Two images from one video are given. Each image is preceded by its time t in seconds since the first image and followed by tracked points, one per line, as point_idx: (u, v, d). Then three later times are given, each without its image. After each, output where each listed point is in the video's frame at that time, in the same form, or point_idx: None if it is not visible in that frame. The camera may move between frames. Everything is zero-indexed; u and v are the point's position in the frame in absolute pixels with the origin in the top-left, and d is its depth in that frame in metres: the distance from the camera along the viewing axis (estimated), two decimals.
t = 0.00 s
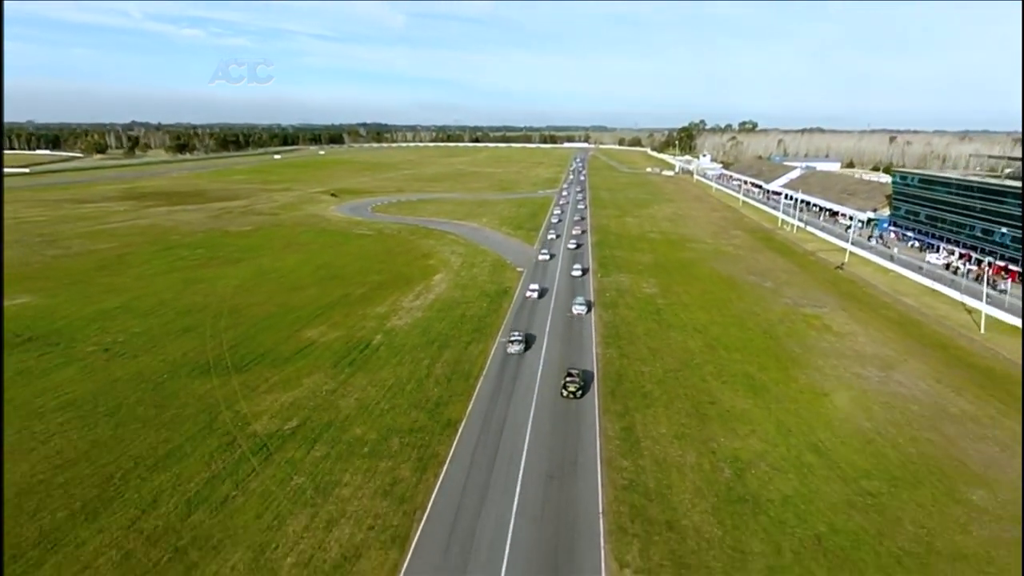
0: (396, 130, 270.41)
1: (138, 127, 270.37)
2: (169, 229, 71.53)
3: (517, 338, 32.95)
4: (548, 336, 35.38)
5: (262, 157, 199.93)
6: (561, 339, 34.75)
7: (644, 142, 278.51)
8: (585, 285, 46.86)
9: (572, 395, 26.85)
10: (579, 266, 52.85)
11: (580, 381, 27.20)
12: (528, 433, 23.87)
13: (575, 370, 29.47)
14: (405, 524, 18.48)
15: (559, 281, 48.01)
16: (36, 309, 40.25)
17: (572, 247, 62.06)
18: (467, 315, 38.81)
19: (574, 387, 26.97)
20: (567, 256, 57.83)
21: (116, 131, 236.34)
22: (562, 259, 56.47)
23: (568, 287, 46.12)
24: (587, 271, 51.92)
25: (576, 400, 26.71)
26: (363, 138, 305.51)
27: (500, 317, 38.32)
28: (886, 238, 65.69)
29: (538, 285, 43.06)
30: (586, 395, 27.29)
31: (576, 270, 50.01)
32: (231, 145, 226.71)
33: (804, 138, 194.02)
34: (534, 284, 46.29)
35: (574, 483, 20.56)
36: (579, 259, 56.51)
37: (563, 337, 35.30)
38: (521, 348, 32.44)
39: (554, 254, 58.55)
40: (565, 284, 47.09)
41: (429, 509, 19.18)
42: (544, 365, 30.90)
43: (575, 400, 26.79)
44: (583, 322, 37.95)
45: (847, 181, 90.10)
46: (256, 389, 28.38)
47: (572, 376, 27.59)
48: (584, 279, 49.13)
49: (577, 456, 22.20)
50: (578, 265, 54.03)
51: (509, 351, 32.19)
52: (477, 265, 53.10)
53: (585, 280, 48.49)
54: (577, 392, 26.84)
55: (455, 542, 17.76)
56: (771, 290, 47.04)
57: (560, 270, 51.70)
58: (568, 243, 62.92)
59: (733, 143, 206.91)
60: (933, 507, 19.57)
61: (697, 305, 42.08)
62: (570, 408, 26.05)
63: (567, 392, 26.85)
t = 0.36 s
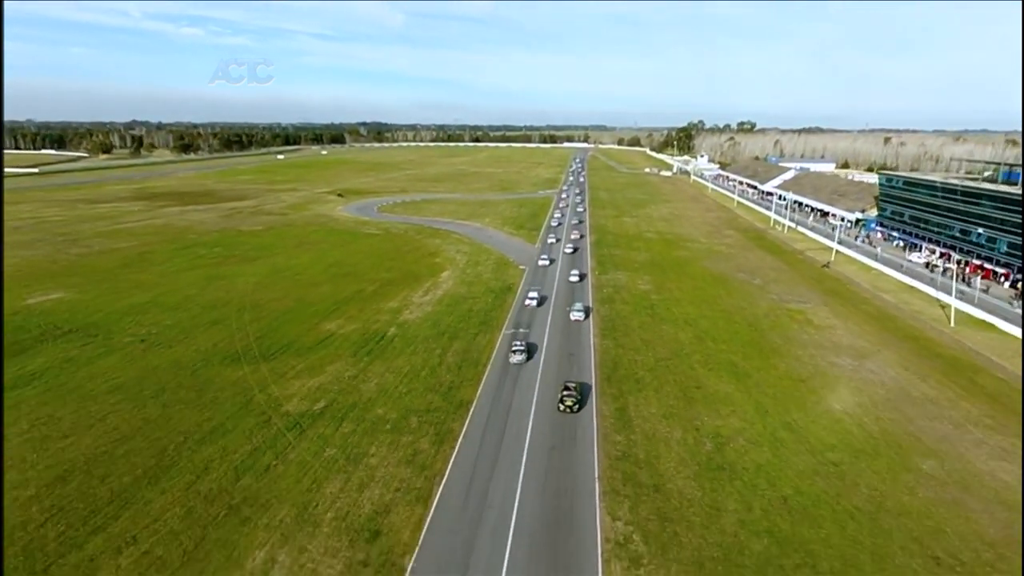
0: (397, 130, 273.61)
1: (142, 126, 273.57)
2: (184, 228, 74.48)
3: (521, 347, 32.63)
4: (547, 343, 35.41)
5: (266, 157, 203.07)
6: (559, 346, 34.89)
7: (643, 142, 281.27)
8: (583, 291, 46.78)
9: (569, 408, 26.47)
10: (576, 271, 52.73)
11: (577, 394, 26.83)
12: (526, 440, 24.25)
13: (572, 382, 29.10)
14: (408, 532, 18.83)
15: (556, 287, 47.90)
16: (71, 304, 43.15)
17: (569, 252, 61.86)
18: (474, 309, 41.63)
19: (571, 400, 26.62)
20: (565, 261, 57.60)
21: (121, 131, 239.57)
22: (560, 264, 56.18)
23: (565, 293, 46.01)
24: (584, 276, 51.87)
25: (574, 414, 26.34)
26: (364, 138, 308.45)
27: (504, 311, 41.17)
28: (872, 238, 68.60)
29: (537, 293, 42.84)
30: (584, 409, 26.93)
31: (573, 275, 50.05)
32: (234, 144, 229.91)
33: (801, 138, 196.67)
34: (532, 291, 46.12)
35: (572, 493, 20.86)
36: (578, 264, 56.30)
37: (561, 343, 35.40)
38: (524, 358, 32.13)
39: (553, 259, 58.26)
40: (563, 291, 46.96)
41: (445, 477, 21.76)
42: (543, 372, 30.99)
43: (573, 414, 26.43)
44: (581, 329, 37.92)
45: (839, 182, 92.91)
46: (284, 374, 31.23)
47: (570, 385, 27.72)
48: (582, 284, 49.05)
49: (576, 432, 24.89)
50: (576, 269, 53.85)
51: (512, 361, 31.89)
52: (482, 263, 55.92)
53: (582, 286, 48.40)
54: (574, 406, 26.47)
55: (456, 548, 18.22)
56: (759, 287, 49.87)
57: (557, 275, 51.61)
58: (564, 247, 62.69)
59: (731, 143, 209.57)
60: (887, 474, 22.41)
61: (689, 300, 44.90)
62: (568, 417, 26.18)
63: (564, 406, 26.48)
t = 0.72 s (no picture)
0: (398, 116, 274.98)
1: (144, 112, 275.01)
2: (197, 215, 77.15)
3: (523, 346, 32.45)
4: (547, 341, 34.95)
5: (269, 143, 204.97)
6: (560, 344, 34.53)
7: (643, 128, 282.59)
8: (582, 286, 46.21)
9: (567, 414, 26.07)
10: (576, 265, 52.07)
11: (576, 399, 26.42)
12: (526, 444, 24.03)
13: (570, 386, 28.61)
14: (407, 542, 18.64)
15: (556, 282, 47.32)
16: (103, 288, 46.03)
17: (567, 245, 61.19)
18: (481, 292, 44.38)
19: (570, 405, 26.20)
20: (566, 254, 56.84)
21: (123, 117, 241.09)
22: (561, 257, 55.45)
23: (565, 289, 45.39)
24: (584, 269, 51.24)
25: (572, 419, 25.93)
26: (365, 123, 309.78)
27: (510, 294, 43.99)
28: (861, 224, 71.28)
29: (537, 290, 42.18)
30: (582, 413, 26.54)
31: (571, 268, 49.74)
32: (237, 131, 231.63)
33: (800, 125, 198.18)
34: (532, 287, 45.52)
35: (572, 501, 20.59)
36: (578, 257, 55.63)
37: (561, 342, 34.99)
38: (528, 357, 31.96)
39: (553, 251, 57.55)
40: (563, 286, 46.34)
41: (461, 436, 24.61)
42: (543, 373, 30.57)
43: (571, 418, 26.02)
44: (581, 314, 39.77)
45: (832, 169, 95.35)
46: (309, 350, 34.09)
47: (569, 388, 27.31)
48: (582, 279, 48.49)
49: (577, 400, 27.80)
50: (576, 263, 53.18)
51: (515, 360, 31.70)
52: (487, 248, 58.61)
53: (583, 281, 47.81)
54: (572, 411, 26.06)
55: (456, 562, 17.92)
56: (751, 271, 52.56)
57: (557, 269, 51.06)
58: (563, 240, 62.02)
59: (731, 129, 211.12)
60: (852, 434, 25.35)
61: (683, 284, 47.62)
62: (567, 422, 25.85)
63: (562, 411, 26.08)
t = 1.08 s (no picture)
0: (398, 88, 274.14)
1: (142, 83, 273.77)
2: (209, 189, 79.45)
3: (527, 334, 31.73)
4: (549, 330, 34.03)
5: (270, 116, 205.38)
6: (563, 333, 33.70)
7: (643, 99, 282.02)
8: (584, 270, 45.19)
9: (568, 411, 25.17)
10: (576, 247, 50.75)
11: (577, 396, 25.51)
12: (526, 439, 23.51)
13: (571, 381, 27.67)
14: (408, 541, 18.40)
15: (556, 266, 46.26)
16: (130, 259, 48.82)
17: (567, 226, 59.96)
18: (488, 262, 47.13)
19: (570, 402, 25.29)
20: (567, 236, 55.65)
21: (123, 89, 240.50)
22: (562, 240, 54.20)
23: (567, 274, 44.23)
24: (584, 252, 50.11)
25: (573, 417, 25.08)
26: (365, 95, 308.65)
27: (515, 263, 46.75)
28: (853, 197, 73.72)
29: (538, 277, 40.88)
30: (583, 409, 25.71)
31: (570, 251, 49.02)
32: (237, 103, 231.46)
33: (800, 97, 198.41)
34: (533, 273, 44.38)
35: (573, 502, 20.05)
36: (579, 240, 54.44)
37: (562, 330, 34.14)
38: (532, 346, 31.24)
39: (554, 233, 56.32)
40: (564, 271, 45.23)
41: (476, 388, 27.57)
42: (544, 365, 29.73)
43: (572, 416, 25.17)
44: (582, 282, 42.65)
45: (828, 143, 97.31)
46: (332, 316, 36.96)
47: (570, 383, 26.39)
48: (583, 263, 47.38)
49: (580, 358, 30.74)
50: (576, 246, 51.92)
51: (518, 350, 31.01)
52: (492, 221, 61.15)
53: (584, 266, 46.71)
54: (573, 408, 25.18)
55: (464, 537, 18.43)
56: (744, 243, 55.21)
57: (557, 251, 50.45)
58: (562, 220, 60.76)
59: (731, 101, 211.23)
60: (825, 388, 28.36)
61: (679, 254, 50.34)
62: (567, 420, 25.00)
63: (563, 409, 25.17)
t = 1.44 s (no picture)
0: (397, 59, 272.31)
1: (139, 53, 271.65)
2: (218, 161, 81.16)
3: (531, 325, 30.85)
4: (551, 319, 33.20)
5: (270, 87, 205.02)
6: (564, 325, 32.60)
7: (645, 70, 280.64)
8: (583, 254, 43.94)
9: (569, 412, 24.12)
10: (576, 229, 49.62)
11: (579, 396, 24.39)
12: (526, 441, 22.49)
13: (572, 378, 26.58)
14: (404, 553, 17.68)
15: (556, 250, 45.07)
16: (150, 230, 50.99)
17: (568, 206, 58.47)
18: (494, 232, 49.34)
19: (571, 403, 24.22)
20: (569, 217, 54.15)
21: (120, 59, 239.04)
22: (563, 221, 52.73)
23: (568, 260, 42.78)
24: (584, 235, 48.73)
25: (575, 418, 24.04)
26: (363, 65, 306.51)
27: (520, 233, 49.00)
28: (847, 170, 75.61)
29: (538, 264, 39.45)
30: (584, 409, 24.67)
31: (569, 233, 48.14)
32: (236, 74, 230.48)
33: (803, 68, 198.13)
34: (533, 258, 43.05)
35: (576, 512, 19.18)
36: (580, 221, 52.90)
37: (565, 318, 33.54)
38: (535, 337, 30.41)
39: (556, 214, 54.90)
40: (564, 257, 43.79)
41: (487, 346, 30.10)
42: (544, 360, 28.65)
43: (573, 417, 24.12)
44: (584, 251, 45.00)
45: (826, 116, 98.75)
46: (349, 282, 39.33)
47: (570, 381, 25.25)
48: (583, 247, 46.01)
49: (582, 319, 33.26)
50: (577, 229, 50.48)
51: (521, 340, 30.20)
52: (496, 193, 63.14)
53: (585, 251, 45.23)
54: (575, 409, 24.12)
55: (467, 527, 18.53)
56: (739, 214, 57.31)
57: (558, 232, 49.52)
58: (562, 200, 59.21)
59: (733, 72, 210.70)
60: (808, 347, 30.92)
61: (677, 225, 52.51)
62: (568, 421, 23.95)
63: (563, 410, 24.11)
